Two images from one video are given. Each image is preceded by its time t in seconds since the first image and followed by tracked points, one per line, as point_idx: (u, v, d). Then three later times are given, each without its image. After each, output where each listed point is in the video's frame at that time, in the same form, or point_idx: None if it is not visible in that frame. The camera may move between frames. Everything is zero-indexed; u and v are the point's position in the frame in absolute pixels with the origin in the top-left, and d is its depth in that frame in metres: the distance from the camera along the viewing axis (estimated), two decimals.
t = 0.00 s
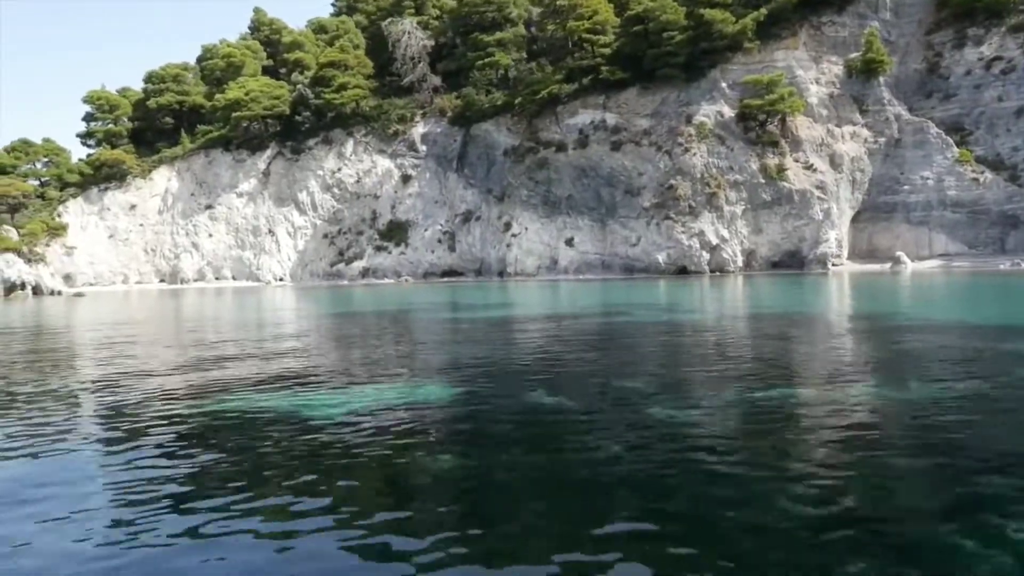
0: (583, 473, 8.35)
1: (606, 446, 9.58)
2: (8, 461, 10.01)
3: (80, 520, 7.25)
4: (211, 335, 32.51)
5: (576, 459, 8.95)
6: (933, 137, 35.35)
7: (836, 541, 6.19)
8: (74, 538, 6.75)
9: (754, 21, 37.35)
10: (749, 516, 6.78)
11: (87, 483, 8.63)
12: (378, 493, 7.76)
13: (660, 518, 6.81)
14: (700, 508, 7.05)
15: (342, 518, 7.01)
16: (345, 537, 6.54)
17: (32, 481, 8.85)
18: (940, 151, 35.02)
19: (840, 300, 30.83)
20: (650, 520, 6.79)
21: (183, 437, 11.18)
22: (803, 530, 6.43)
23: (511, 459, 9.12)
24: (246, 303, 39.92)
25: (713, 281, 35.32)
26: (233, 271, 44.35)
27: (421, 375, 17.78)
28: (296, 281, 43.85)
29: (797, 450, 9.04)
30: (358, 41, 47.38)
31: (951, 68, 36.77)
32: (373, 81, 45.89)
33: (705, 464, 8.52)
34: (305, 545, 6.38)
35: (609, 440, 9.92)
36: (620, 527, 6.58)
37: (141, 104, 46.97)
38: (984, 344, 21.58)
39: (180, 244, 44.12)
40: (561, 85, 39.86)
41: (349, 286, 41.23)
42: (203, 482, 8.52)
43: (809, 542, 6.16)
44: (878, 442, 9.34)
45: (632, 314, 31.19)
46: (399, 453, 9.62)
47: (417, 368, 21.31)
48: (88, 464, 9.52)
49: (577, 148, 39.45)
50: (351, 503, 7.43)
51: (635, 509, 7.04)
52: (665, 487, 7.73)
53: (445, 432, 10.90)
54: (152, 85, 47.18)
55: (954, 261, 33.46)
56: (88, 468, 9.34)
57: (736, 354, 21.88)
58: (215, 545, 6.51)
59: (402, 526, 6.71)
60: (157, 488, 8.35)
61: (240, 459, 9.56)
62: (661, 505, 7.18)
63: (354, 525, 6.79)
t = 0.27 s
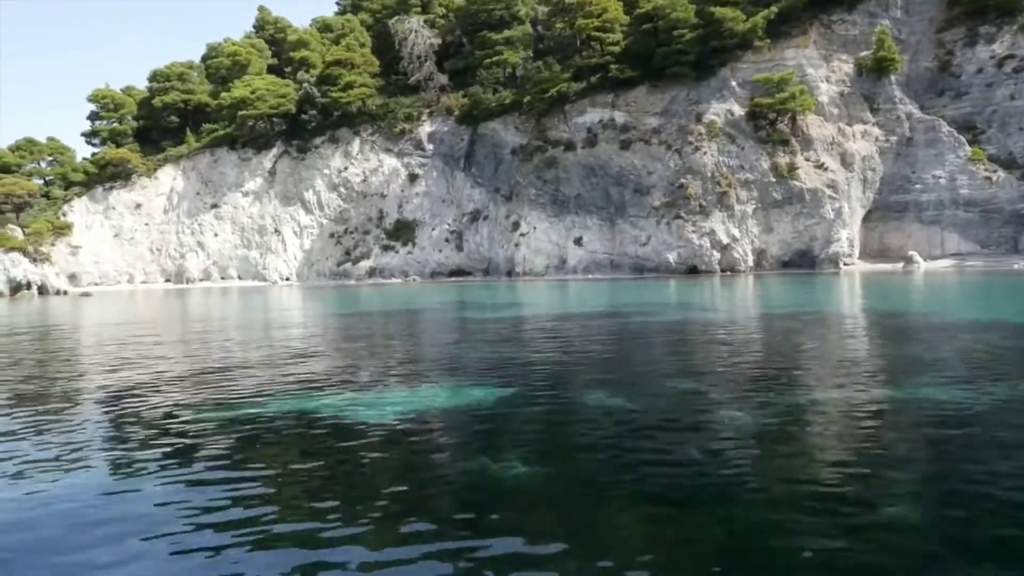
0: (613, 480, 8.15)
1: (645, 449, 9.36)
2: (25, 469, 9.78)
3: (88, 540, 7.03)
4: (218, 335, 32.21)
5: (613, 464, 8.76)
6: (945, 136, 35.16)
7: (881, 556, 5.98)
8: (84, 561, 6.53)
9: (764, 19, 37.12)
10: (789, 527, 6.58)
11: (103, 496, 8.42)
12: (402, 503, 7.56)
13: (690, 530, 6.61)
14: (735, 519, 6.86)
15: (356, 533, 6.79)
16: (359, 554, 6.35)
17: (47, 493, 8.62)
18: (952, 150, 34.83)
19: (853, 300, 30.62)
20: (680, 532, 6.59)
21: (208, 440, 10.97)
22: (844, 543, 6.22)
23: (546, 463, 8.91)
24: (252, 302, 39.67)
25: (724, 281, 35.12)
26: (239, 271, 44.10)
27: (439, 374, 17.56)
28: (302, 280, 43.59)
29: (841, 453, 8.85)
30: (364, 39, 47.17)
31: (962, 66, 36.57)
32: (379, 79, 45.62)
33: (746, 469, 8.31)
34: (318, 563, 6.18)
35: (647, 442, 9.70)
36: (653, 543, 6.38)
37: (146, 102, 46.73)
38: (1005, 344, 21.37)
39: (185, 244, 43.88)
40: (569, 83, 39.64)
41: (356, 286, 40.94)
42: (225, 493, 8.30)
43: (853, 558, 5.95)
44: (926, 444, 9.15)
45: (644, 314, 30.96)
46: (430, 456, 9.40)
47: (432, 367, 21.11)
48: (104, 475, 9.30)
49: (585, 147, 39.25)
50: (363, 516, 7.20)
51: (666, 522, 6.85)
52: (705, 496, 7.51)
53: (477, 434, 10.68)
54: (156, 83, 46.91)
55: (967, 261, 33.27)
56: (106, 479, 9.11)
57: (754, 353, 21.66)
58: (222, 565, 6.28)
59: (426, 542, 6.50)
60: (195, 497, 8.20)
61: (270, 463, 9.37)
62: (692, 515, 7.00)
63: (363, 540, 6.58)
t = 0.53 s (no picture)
0: (633, 480, 7.95)
1: (687, 448, 9.11)
2: (44, 468, 9.56)
3: (93, 545, 6.80)
4: (226, 335, 31.92)
5: (655, 463, 8.51)
6: (959, 134, 34.89)
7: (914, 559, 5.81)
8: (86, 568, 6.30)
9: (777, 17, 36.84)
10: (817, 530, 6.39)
11: (113, 496, 8.18)
12: (414, 504, 7.35)
13: (711, 533, 6.41)
14: (756, 520, 6.66)
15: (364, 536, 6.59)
16: (370, 559, 6.15)
17: (61, 493, 8.36)
18: (966, 148, 34.57)
19: (868, 299, 30.36)
20: (701, 535, 6.38)
21: (233, 438, 10.73)
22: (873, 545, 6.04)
23: (579, 462, 8.68)
24: (259, 302, 39.40)
25: (736, 280, 34.88)
26: (245, 270, 43.83)
27: (460, 373, 17.30)
28: (310, 280, 43.32)
29: (892, 453, 8.61)
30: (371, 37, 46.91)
31: (976, 64, 36.29)
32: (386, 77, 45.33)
33: (793, 468, 8.08)
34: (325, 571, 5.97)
35: (688, 440, 9.46)
36: (681, 547, 6.17)
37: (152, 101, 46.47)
38: None
39: (192, 243, 43.64)
40: (579, 81, 39.39)
41: (363, 285, 40.63)
42: (238, 493, 8.07)
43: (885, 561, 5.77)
44: (981, 444, 8.90)
45: (657, 313, 30.69)
46: (465, 456, 9.16)
47: (450, 366, 20.88)
48: (115, 475, 9.05)
49: (596, 145, 39.00)
50: (388, 517, 6.98)
51: (689, 523, 6.64)
52: (746, 495, 7.29)
53: (512, 433, 10.42)
54: (162, 81, 46.64)
55: (983, 260, 33.02)
56: (118, 478, 8.85)
57: (775, 352, 21.39)
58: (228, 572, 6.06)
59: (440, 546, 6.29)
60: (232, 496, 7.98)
61: (299, 462, 9.13)
62: (713, 517, 6.80)
63: (388, 544, 6.37)
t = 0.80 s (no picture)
0: (658, 482, 7.71)
1: (739, 448, 8.86)
2: (74, 464, 9.32)
3: (94, 542, 6.57)
4: (235, 334, 31.62)
5: (706, 464, 8.26)
6: (974, 132, 34.66)
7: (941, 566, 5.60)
8: (81, 564, 6.09)
9: (789, 14, 36.59)
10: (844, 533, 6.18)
11: (126, 496, 7.90)
12: (427, 506, 7.14)
13: (730, 535, 6.21)
14: (778, 522, 6.45)
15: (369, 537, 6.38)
16: (375, 560, 5.95)
17: (93, 490, 8.11)
18: (980, 146, 34.34)
19: (884, 297, 30.13)
20: (721, 537, 6.18)
21: (259, 438, 10.45)
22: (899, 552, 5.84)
23: (617, 463, 8.43)
24: (265, 301, 39.12)
25: (749, 279, 34.65)
26: (252, 270, 43.55)
27: (483, 372, 17.03)
28: (317, 279, 43.02)
29: (951, 455, 8.36)
30: (379, 35, 46.68)
31: (989, 62, 36.06)
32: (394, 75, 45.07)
33: (851, 469, 7.83)
34: (325, 571, 5.77)
35: (737, 440, 9.21)
36: (747, 549, 5.95)
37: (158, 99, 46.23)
38: None
39: (198, 242, 43.38)
40: (589, 80, 39.17)
41: (372, 285, 40.30)
42: (253, 494, 7.82)
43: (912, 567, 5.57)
44: None
45: (670, 311, 30.41)
46: (510, 457, 8.89)
47: (469, 364, 20.65)
48: (129, 474, 8.76)
49: (606, 144, 38.76)
50: (436, 519, 6.76)
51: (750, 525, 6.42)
52: (793, 497, 7.05)
53: (552, 434, 10.14)
54: (168, 79, 46.38)
55: (998, 259, 32.78)
56: (132, 478, 8.57)
57: (797, 351, 21.12)
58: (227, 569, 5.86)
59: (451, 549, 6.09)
60: (271, 494, 7.74)
61: (333, 463, 8.86)
62: (735, 519, 6.59)
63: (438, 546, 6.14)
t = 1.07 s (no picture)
0: (664, 479, 7.58)
1: (781, 447, 8.66)
2: (100, 462, 9.14)
3: (84, 540, 6.43)
4: (242, 334, 31.41)
5: (752, 462, 8.06)
6: (986, 131, 34.47)
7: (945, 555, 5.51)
8: (112, 561, 5.96)
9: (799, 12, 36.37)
10: (849, 527, 6.07)
11: (124, 496, 7.70)
12: (426, 503, 7.04)
13: (728, 530, 6.12)
14: (777, 517, 6.35)
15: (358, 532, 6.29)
16: (363, 554, 5.85)
17: (124, 488, 7.93)
18: (993, 145, 34.15)
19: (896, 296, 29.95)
20: (721, 533, 6.08)
21: (279, 436, 10.24)
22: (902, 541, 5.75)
23: (641, 463, 8.25)
24: (271, 300, 38.93)
25: (759, 278, 34.48)
26: (258, 269, 43.36)
27: (500, 369, 16.83)
28: (323, 278, 42.82)
29: (1003, 455, 8.16)
30: (385, 34, 46.45)
31: (1001, 60, 35.85)
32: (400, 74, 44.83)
33: (898, 467, 7.67)
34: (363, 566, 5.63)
35: (778, 439, 9.02)
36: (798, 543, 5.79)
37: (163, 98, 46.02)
38: None
39: (204, 241, 43.23)
40: (598, 78, 38.95)
41: (379, 285, 40.07)
42: (253, 492, 7.65)
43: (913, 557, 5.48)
44: None
45: (681, 310, 30.21)
46: (546, 455, 8.71)
47: (484, 361, 20.46)
48: (130, 474, 8.55)
49: (615, 143, 38.55)
50: (473, 515, 6.61)
51: (797, 521, 6.26)
52: (825, 495, 6.89)
53: (587, 432, 9.95)
54: (174, 78, 46.16)
55: (1011, 258, 32.59)
56: (133, 478, 8.36)
57: (814, 348, 20.90)
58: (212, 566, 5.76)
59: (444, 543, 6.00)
60: (304, 491, 7.57)
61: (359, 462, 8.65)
62: (737, 514, 6.48)
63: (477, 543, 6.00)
